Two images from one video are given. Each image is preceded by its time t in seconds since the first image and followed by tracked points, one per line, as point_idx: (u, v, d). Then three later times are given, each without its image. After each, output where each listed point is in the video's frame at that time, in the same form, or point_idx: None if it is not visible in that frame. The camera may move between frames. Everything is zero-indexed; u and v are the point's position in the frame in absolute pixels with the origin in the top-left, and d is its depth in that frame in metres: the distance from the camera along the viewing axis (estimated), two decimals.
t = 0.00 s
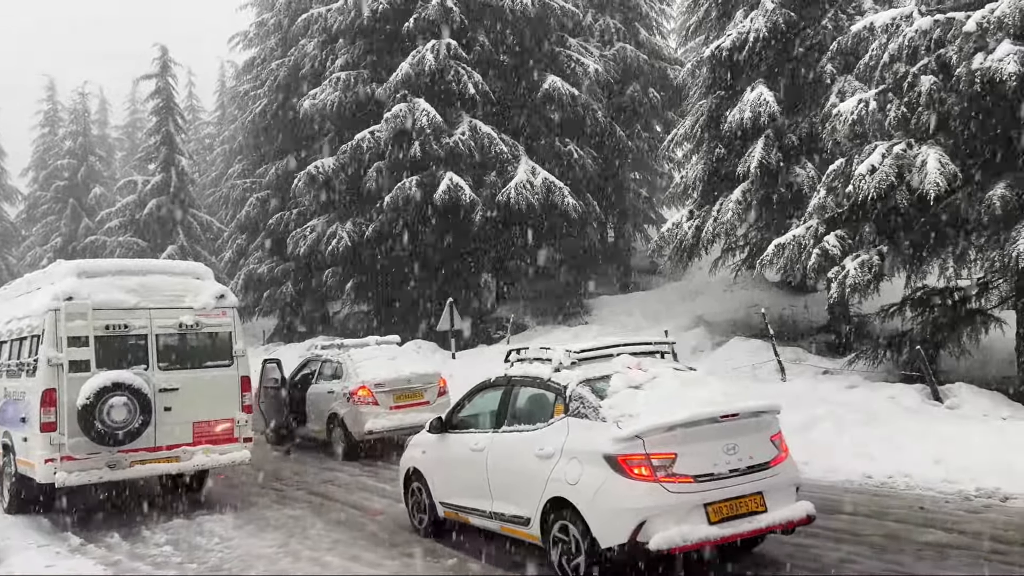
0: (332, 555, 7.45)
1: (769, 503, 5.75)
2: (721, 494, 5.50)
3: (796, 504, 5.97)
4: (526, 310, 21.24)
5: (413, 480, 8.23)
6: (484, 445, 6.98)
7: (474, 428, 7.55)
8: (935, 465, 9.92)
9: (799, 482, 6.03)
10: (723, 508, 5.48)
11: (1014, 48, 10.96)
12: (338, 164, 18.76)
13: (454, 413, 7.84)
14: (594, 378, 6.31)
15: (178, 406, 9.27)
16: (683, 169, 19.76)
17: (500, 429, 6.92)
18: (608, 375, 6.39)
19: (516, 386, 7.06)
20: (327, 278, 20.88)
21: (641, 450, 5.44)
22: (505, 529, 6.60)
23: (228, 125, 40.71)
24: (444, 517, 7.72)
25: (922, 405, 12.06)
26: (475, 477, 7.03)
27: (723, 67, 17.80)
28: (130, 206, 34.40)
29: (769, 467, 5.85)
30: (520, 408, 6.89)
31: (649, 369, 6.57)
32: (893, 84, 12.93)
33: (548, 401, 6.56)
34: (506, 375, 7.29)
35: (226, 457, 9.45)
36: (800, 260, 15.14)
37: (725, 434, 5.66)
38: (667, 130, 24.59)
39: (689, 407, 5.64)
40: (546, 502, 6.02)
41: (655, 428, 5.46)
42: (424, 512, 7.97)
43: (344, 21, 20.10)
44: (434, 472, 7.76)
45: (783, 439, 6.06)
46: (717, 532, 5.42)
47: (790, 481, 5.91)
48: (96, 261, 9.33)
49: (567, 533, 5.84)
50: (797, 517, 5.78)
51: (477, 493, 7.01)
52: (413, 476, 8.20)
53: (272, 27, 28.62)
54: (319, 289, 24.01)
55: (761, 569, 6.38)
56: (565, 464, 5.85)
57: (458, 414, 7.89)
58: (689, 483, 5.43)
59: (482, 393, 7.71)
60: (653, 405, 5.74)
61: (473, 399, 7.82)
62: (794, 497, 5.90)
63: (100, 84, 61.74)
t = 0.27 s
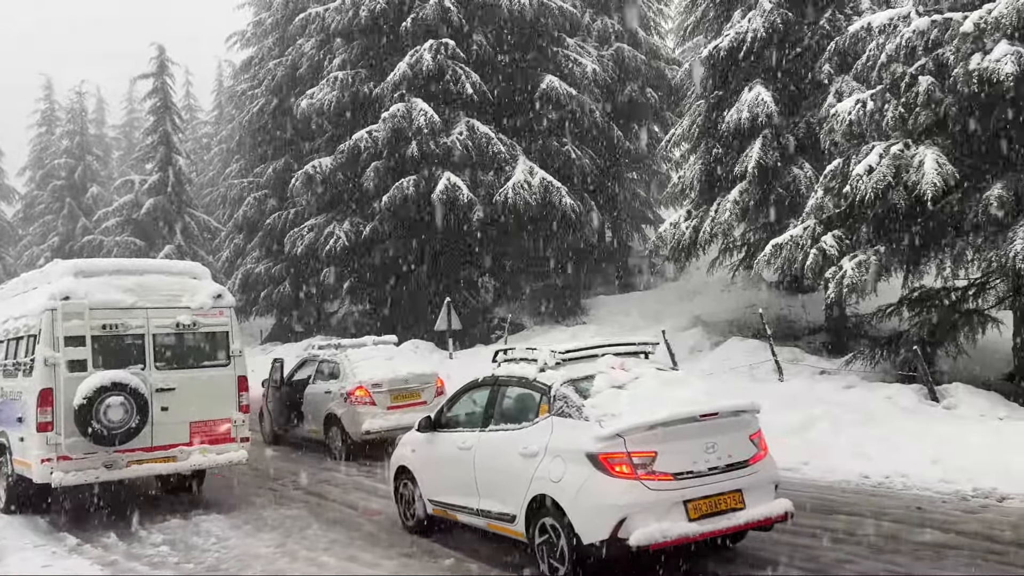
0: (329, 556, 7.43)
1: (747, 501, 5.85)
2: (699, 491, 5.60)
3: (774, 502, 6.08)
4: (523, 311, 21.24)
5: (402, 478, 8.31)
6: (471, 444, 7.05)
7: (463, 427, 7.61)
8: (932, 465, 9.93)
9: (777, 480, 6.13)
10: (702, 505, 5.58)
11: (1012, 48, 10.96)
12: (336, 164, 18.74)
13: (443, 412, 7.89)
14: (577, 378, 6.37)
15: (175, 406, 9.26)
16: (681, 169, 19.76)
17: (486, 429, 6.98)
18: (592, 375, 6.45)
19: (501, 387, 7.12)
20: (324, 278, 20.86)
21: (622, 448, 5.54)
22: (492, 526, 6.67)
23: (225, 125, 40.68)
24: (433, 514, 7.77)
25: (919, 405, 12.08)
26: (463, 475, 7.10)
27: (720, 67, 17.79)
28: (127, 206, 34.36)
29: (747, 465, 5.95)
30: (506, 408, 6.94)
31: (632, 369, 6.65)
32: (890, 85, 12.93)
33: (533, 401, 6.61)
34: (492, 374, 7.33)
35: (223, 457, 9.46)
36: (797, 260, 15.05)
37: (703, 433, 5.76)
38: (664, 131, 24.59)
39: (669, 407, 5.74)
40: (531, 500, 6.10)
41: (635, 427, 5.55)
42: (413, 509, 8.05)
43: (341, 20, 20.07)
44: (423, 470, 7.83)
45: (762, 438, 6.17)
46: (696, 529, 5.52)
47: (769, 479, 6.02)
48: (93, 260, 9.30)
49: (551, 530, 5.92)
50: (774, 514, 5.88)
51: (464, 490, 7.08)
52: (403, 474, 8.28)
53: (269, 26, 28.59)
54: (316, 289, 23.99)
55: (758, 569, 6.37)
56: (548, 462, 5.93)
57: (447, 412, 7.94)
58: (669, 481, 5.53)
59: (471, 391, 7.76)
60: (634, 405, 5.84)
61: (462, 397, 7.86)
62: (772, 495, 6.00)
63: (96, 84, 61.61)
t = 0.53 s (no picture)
0: (329, 555, 7.43)
1: (730, 498, 5.99)
2: (683, 488, 5.75)
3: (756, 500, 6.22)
4: (522, 310, 21.24)
5: (395, 475, 8.44)
6: (462, 442, 7.21)
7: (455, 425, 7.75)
8: (931, 465, 9.93)
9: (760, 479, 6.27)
10: (685, 502, 5.73)
11: (1012, 48, 10.94)
12: (335, 163, 18.73)
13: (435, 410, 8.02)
14: (565, 377, 6.51)
15: (174, 405, 9.26)
16: (680, 169, 19.75)
17: (477, 427, 7.13)
18: (579, 374, 6.58)
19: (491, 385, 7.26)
20: (323, 278, 20.85)
21: (607, 446, 5.69)
22: (481, 522, 6.84)
23: (225, 124, 40.68)
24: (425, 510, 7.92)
25: (919, 406, 12.10)
26: (454, 472, 7.25)
27: (720, 67, 17.78)
28: (126, 205, 34.35)
29: (730, 464, 6.09)
30: (497, 406, 7.09)
31: (619, 369, 6.79)
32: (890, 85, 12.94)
33: (523, 400, 6.76)
34: (483, 373, 7.47)
35: (222, 456, 9.45)
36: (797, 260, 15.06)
37: (687, 432, 5.90)
38: (664, 130, 24.58)
39: (654, 406, 5.89)
40: (520, 496, 6.27)
41: (620, 425, 5.70)
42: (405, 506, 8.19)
43: (340, 19, 20.05)
44: (415, 468, 7.97)
45: (745, 437, 6.31)
46: (679, 525, 5.67)
47: (751, 477, 6.16)
48: (92, 259, 9.30)
49: (539, 525, 6.07)
50: (756, 511, 6.02)
51: (455, 487, 7.24)
52: (395, 471, 8.42)
53: (269, 25, 28.59)
54: (316, 288, 23.98)
55: (757, 569, 6.37)
56: (536, 460, 6.08)
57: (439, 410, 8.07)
58: (652, 478, 5.68)
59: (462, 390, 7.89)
60: (620, 403, 5.99)
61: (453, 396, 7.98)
62: (754, 493, 6.15)
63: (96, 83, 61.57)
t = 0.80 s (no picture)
0: (330, 553, 7.45)
1: (716, 496, 6.13)
2: (669, 486, 5.89)
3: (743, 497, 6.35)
4: (524, 309, 21.26)
5: (389, 473, 8.58)
6: (455, 439, 7.34)
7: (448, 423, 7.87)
8: (932, 465, 9.91)
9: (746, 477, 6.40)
10: (671, 499, 5.87)
11: (1014, 48, 10.89)
12: (337, 161, 18.74)
13: (430, 407, 8.15)
14: (556, 377, 6.69)
15: (176, 404, 9.27)
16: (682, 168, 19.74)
17: (469, 425, 7.26)
18: (570, 374, 6.75)
19: (485, 384, 7.40)
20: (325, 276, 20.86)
21: (595, 444, 5.84)
22: (473, 518, 6.97)
23: (227, 122, 40.70)
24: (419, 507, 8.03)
25: (920, 405, 12.10)
26: (447, 469, 7.38)
27: (723, 66, 17.77)
28: (128, 203, 34.38)
29: (717, 461, 6.22)
30: (488, 404, 7.22)
31: (608, 369, 6.93)
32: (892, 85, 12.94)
33: (514, 398, 6.90)
34: (477, 372, 7.61)
35: (223, 454, 9.46)
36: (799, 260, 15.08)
37: (674, 431, 6.05)
38: (666, 129, 24.57)
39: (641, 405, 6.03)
40: (510, 492, 6.41)
41: (608, 424, 5.85)
42: (400, 502, 8.32)
43: (343, 18, 20.07)
44: (409, 465, 8.09)
45: (732, 435, 6.44)
46: (666, 522, 5.81)
47: (737, 475, 6.29)
48: (95, 257, 9.34)
49: (528, 521, 6.22)
50: (742, 509, 6.16)
51: (449, 484, 7.36)
52: (389, 469, 8.56)
53: (271, 24, 28.59)
54: (318, 287, 24.00)
55: (757, 569, 6.38)
56: (526, 457, 6.23)
57: (433, 408, 8.18)
58: (639, 475, 5.82)
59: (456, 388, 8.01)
60: (608, 403, 6.14)
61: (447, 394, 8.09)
62: (740, 491, 6.28)
63: (99, 81, 61.65)
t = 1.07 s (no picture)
0: (333, 552, 7.46)
1: (705, 493, 6.24)
2: (659, 483, 6.01)
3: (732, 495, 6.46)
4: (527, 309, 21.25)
5: (386, 471, 8.73)
6: (450, 437, 7.46)
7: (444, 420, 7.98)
8: (936, 466, 9.89)
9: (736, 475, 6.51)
10: (661, 496, 6.00)
11: (1019, 48, 10.84)
12: (341, 160, 18.75)
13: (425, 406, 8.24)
14: (549, 375, 6.81)
15: (179, 402, 9.29)
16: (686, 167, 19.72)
17: (465, 423, 7.37)
18: (564, 372, 6.86)
19: (480, 382, 7.51)
20: (329, 275, 20.88)
21: (586, 442, 5.96)
22: (468, 514, 7.10)
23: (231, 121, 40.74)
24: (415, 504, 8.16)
25: (924, 405, 12.07)
26: (442, 466, 7.51)
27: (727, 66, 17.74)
28: (132, 201, 34.44)
29: (706, 459, 6.34)
30: (483, 403, 7.33)
31: (601, 368, 7.04)
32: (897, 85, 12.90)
33: (508, 397, 7.01)
34: (472, 371, 7.72)
35: (227, 452, 9.47)
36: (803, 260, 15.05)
37: (664, 429, 6.16)
38: (670, 129, 24.55)
39: (632, 403, 6.15)
40: (503, 489, 6.53)
41: (599, 422, 5.98)
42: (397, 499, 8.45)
43: (347, 17, 20.08)
44: (405, 462, 8.20)
45: (722, 434, 6.54)
46: (655, 518, 5.92)
47: (726, 472, 6.40)
48: (99, 255, 9.36)
49: (521, 518, 6.35)
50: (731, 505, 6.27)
51: (445, 481, 7.48)
52: (386, 467, 8.70)
53: (275, 23, 28.62)
54: (321, 286, 24.03)
55: (760, 569, 6.38)
56: (519, 455, 6.36)
57: (429, 405, 8.27)
58: (629, 473, 5.94)
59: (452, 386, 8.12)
60: (600, 401, 6.25)
61: (443, 392, 8.18)
62: (729, 488, 6.39)
63: (103, 79, 61.73)
